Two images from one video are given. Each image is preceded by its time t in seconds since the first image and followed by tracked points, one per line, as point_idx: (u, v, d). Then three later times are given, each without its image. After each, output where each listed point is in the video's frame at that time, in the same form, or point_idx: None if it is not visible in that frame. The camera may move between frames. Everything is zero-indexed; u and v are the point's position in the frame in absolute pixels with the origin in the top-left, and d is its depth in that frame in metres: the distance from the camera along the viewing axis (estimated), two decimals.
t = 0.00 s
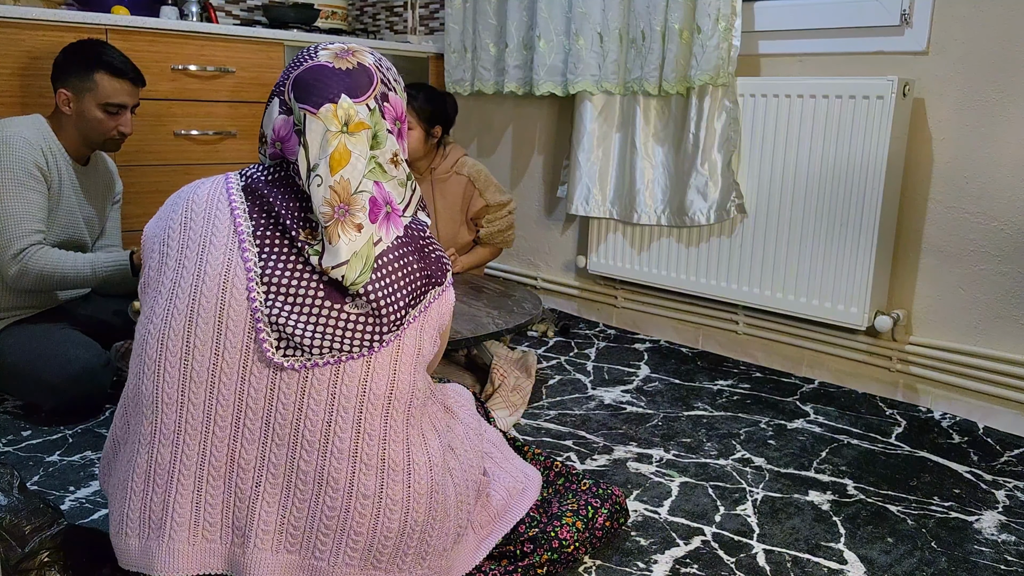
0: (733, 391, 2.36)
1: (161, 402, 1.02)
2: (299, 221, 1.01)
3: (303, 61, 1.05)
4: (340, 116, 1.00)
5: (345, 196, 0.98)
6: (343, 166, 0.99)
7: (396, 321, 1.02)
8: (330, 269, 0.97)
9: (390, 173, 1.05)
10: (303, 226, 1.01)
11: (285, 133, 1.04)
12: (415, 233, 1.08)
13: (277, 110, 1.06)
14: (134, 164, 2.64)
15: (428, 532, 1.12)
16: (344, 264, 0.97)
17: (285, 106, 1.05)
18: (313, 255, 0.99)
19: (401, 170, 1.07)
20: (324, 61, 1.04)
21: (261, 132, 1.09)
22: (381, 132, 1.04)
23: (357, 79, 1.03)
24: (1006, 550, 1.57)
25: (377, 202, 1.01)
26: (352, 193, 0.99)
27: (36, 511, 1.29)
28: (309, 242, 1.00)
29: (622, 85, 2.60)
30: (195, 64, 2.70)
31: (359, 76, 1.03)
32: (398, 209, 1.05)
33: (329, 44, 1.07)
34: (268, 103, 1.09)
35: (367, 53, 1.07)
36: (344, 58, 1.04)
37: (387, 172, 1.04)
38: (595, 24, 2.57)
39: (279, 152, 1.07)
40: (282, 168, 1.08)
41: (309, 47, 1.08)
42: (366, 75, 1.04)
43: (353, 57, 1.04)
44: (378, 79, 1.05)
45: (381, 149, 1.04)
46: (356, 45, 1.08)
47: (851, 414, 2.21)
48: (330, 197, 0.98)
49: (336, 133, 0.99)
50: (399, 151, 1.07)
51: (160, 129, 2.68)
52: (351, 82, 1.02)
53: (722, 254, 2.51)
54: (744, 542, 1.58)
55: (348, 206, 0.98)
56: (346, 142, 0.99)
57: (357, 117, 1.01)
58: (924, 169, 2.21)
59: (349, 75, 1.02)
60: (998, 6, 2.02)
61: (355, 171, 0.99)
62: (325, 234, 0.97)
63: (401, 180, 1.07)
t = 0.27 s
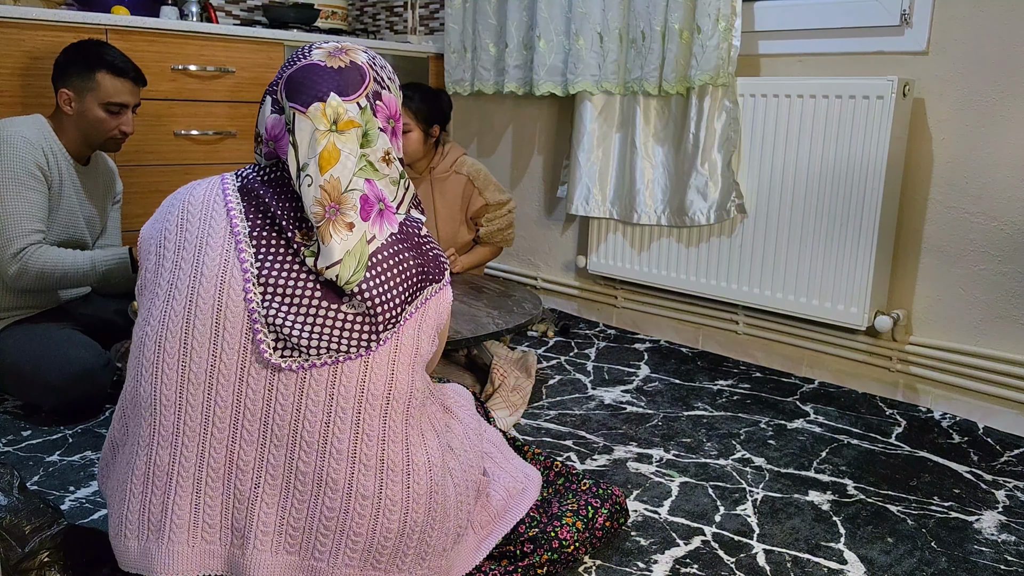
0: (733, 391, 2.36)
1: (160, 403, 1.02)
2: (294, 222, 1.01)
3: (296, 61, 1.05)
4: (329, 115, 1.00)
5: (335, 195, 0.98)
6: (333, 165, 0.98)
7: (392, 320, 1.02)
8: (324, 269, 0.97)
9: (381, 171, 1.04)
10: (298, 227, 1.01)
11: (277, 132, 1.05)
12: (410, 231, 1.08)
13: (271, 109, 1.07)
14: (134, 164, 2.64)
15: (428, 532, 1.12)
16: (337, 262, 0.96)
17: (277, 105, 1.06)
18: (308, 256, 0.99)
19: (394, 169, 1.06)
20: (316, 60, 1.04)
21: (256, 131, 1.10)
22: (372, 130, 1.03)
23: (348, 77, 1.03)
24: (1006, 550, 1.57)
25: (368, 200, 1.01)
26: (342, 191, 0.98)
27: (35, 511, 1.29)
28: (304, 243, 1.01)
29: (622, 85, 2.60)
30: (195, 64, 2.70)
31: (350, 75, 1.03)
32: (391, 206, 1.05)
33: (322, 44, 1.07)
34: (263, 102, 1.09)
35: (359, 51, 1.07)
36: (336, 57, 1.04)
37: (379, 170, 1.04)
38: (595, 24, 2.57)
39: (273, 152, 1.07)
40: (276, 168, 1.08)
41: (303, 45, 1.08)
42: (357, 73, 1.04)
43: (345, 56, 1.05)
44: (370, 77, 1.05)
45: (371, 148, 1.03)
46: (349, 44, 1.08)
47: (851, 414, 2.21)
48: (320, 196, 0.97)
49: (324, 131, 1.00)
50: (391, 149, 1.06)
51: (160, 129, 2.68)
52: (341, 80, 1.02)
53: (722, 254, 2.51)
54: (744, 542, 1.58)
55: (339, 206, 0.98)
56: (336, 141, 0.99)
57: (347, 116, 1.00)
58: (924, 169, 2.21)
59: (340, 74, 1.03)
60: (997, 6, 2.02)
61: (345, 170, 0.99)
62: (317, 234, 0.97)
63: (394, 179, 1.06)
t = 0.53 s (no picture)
0: (733, 390, 2.36)
1: (159, 404, 1.02)
2: (293, 223, 1.02)
3: (295, 61, 1.05)
4: (326, 114, 1.00)
5: (332, 194, 0.98)
6: (330, 164, 0.99)
7: (391, 319, 1.02)
8: (322, 268, 0.97)
9: (379, 171, 1.03)
10: (297, 227, 1.02)
11: (276, 130, 1.05)
12: (410, 229, 1.07)
13: (270, 108, 1.07)
14: (134, 164, 2.64)
15: (428, 532, 1.12)
16: (335, 261, 0.96)
17: (275, 104, 1.06)
18: (307, 255, 0.99)
19: (392, 168, 1.06)
20: (315, 59, 1.04)
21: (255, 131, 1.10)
22: (370, 130, 1.03)
23: (345, 77, 1.02)
24: (1006, 550, 1.57)
25: (366, 199, 1.00)
26: (339, 190, 0.99)
27: (35, 511, 1.29)
28: (303, 242, 1.01)
29: (622, 85, 2.60)
30: (195, 64, 2.70)
31: (348, 74, 1.03)
32: (390, 205, 1.04)
33: (322, 43, 1.07)
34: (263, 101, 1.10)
35: (358, 51, 1.06)
36: (335, 56, 1.04)
37: (376, 169, 1.03)
38: (595, 24, 2.57)
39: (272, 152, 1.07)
40: (276, 169, 1.08)
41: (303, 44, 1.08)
42: (355, 73, 1.03)
43: (344, 56, 1.04)
44: (368, 77, 1.05)
45: (369, 147, 1.03)
46: (349, 44, 1.07)
47: (851, 414, 2.21)
48: (316, 196, 0.98)
49: (321, 131, 1.00)
50: (389, 149, 1.06)
51: (160, 129, 2.68)
52: (338, 80, 1.02)
53: (722, 254, 2.51)
54: (744, 542, 1.58)
55: (335, 204, 0.98)
56: (333, 140, 1.00)
57: (344, 114, 1.01)
58: (924, 169, 2.21)
59: (338, 73, 1.02)
60: (997, 5, 2.02)
61: (341, 169, 0.99)
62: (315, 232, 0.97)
63: (392, 178, 1.06)
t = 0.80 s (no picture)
0: (733, 391, 2.36)
1: (159, 403, 1.02)
2: (293, 222, 1.02)
3: (298, 61, 1.05)
4: (327, 114, 1.00)
5: (332, 194, 0.98)
6: (331, 163, 0.99)
7: (392, 319, 1.02)
8: (322, 267, 0.97)
9: (379, 172, 1.04)
10: (298, 227, 1.02)
11: (277, 130, 1.05)
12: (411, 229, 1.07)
13: (272, 108, 1.07)
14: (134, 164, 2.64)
15: (428, 532, 1.12)
16: (336, 260, 0.96)
17: (277, 104, 1.06)
18: (307, 255, 1.00)
19: (392, 169, 1.06)
20: (318, 59, 1.04)
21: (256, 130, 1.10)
22: (371, 131, 1.03)
23: (348, 77, 1.03)
24: (1006, 550, 1.57)
25: (366, 199, 1.00)
26: (339, 189, 0.98)
27: (35, 511, 1.29)
28: (303, 243, 1.01)
29: (622, 85, 2.60)
30: (195, 64, 2.70)
31: (350, 75, 1.03)
32: (390, 206, 1.04)
33: (325, 44, 1.07)
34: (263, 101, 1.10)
35: (361, 53, 1.07)
36: (338, 57, 1.04)
37: (376, 170, 1.03)
38: (595, 24, 2.57)
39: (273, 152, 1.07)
40: (277, 169, 1.08)
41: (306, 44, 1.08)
42: (357, 74, 1.04)
43: (347, 57, 1.05)
44: (370, 78, 1.05)
45: (370, 148, 1.03)
46: (352, 45, 1.08)
47: (851, 414, 2.21)
48: (317, 195, 0.98)
49: (322, 130, 1.00)
50: (390, 150, 1.06)
51: (160, 129, 2.68)
52: (340, 80, 1.02)
53: (722, 254, 2.51)
54: (744, 542, 1.58)
55: (336, 204, 0.98)
56: (334, 140, 1.00)
57: (345, 114, 1.01)
58: (924, 169, 2.21)
59: (340, 73, 1.03)
60: (998, 5, 2.02)
61: (342, 169, 0.99)
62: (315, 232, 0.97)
63: (392, 179, 1.06)
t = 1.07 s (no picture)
0: (733, 391, 2.36)
1: (159, 403, 1.02)
2: (293, 221, 1.02)
3: (300, 60, 1.05)
4: (326, 112, 1.00)
5: (332, 192, 0.98)
6: (330, 162, 0.99)
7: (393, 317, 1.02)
8: (322, 266, 0.97)
9: (378, 171, 1.04)
10: (298, 227, 1.02)
11: (278, 129, 1.06)
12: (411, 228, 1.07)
13: (273, 106, 1.07)
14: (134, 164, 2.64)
15: (428, 532, 1.12)
16: (335, 259, 0.96)
17: (278, 103, 1.06)
18: (307, 254, 1.00)
19: (392, 169, 1.06)
20: (320, 59, 1.04)
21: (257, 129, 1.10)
22: (371, 131, 1.03)
23: (349, 77, 1.03)
24: (1006, 550, 1.57)
25: (366, 198, 1.00)
26: (339, 188, 0.98)
27: (35, 511, 1.29)
28: (303, 242, 1.01)
29: (622, 85, 2.60)
30: (195, 64, 2.70)
31: (351, 75, 1.03)
32: (390, 205, 1.04)
33: (327, 44, 1.07)
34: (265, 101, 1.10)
35: (363, 53, 1.07)
36: (340, 57, 1.04)
37: (376, 170, 1.03)
38: (595, 24, 2.57)
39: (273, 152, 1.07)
40: (277, 168, 1.08)
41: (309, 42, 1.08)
42: (358, 74, 1.04)
43: (349, 57, 1.05)
44: (371, 79, 1.05)
45: (369, 147, 1.03)
46: (354, 45, 1.08)
47: (851, 414, 2.21)
48: (316, 194, 0.98)
49: (321, 129, 0.99)
50: (389, 150, 1.06)
51: (160, 129, 2.68)
52: (341, 80, 1.02)
53: (722, 254, 2.51)
54: (744, 542, 1.58)
55: (335, 202, 0.98)
56: (333, 138, 1.00)
57: (344, 114, 1.01)
58: (924, 169, 2.21)
59: (341, 73, 1.03)
60: (998, 5, 2.02)
61: (342, 168, 0.99)
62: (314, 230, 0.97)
63: (391, 179, 1.06)
